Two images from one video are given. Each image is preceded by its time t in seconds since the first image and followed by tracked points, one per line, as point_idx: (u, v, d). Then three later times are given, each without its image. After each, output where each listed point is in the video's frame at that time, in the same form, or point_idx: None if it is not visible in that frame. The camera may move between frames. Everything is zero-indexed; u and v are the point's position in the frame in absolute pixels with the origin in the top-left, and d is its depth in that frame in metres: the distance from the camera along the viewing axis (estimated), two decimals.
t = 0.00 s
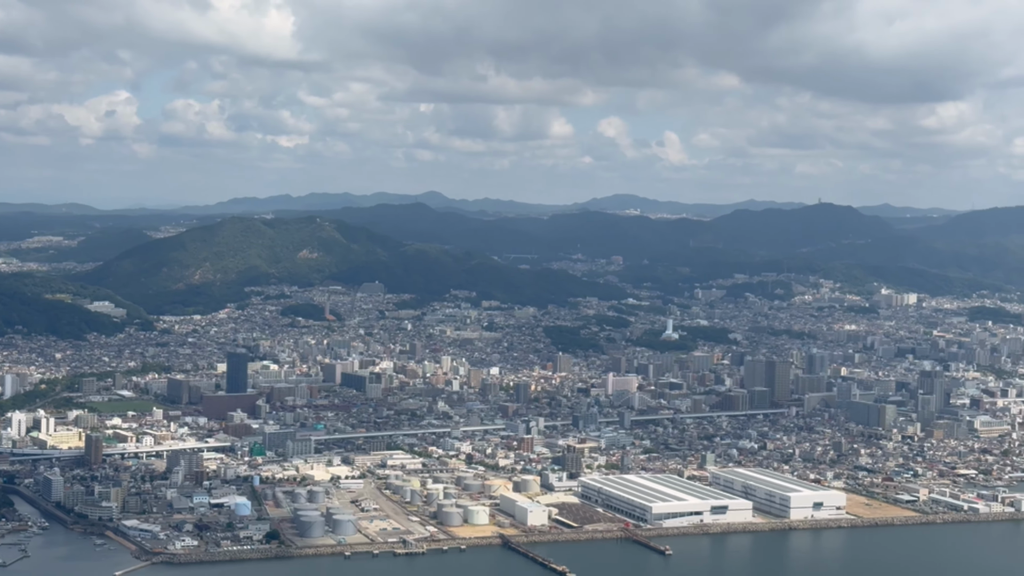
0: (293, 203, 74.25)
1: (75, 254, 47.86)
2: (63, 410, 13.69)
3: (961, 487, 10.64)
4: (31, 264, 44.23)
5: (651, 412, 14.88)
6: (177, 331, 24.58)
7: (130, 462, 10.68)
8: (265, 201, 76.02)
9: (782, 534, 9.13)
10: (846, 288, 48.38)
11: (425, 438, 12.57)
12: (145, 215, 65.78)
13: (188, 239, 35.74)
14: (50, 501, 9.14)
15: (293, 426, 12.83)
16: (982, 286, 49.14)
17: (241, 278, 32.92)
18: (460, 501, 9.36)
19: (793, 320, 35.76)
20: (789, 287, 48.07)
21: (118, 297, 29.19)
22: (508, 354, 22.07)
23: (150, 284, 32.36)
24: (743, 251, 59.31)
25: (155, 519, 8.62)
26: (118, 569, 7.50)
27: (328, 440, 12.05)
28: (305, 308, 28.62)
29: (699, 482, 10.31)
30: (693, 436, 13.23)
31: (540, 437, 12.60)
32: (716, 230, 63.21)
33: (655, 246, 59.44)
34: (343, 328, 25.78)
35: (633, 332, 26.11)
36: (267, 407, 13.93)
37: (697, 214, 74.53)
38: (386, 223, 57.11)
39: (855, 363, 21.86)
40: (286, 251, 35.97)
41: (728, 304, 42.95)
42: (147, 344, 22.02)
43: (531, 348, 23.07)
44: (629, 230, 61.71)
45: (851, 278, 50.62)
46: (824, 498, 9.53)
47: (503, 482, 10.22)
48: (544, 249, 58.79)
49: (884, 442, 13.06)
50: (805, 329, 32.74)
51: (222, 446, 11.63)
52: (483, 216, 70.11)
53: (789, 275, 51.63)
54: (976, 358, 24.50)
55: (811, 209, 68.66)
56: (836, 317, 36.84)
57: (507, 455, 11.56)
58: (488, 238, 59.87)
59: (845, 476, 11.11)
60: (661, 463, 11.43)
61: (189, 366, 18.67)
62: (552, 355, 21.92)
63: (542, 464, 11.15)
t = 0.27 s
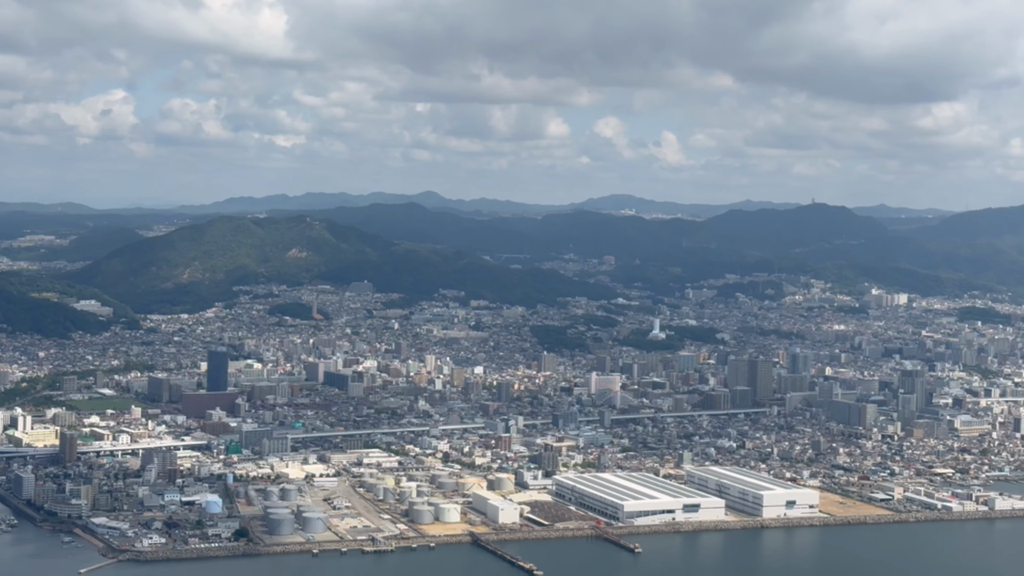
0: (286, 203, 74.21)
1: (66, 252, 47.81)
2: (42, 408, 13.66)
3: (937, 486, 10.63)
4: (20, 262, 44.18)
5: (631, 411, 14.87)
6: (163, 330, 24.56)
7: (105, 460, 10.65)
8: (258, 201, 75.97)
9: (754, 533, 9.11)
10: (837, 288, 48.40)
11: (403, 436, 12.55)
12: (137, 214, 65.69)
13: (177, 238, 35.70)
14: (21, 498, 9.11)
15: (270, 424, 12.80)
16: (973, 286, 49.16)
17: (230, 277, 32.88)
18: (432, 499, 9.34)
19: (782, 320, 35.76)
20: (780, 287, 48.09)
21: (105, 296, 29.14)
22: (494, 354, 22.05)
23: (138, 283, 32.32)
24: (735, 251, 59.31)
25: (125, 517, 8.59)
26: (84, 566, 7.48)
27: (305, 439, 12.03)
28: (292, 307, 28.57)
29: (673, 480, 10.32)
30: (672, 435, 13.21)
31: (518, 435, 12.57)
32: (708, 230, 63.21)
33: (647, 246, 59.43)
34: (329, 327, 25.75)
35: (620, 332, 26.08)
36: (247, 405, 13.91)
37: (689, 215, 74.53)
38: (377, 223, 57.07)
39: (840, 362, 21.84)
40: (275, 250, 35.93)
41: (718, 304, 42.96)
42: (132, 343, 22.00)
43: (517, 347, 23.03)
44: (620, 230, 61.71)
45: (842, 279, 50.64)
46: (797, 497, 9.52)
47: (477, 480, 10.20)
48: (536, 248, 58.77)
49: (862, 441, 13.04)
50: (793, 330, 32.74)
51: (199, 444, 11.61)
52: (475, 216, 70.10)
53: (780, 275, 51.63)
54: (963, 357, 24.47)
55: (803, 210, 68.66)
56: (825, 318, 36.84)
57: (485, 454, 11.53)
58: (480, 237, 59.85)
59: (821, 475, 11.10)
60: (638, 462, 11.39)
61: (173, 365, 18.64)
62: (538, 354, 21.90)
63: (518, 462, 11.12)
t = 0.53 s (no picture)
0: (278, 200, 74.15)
1: (56, 249, 47.76)
2: (21, 405, 13.64)
3: (912, 484, 10.63)
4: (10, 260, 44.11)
5: (612, 409, 14.87)
6: (150, 328, 24.54)
7: (81, 457, 10.64)
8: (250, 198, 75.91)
9: (725, 530, 9.11)
10: (828, 287, 48.42)
11: (381, 433, 12.54)
12: (129, 211, 65.59)
13: (166, 236, 35.66)
14: None
15: (249, 421, 12.79)
16: (964, 285, 49.19)
17: (219, 275, 32.85)
18: (405, 496, 9.33)
19: (771, 319, 35.75)
20: (771, 286, 48.11)
21: (93, 293, 29.11)
22: (480, 352, 22.03)
23: (126, 280, 32.28)
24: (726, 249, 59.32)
25: (95, 513, 8.58)
26: (50, 562, 7.48)
27: (283, 436, 12.01)
28: (280, 304, 28.56)
29: (648, 478, 10.33)
30: (651, 432, 13.21)
31: (497, 433, 12.57)
32: (700, 229, 63.21)
33: (639, 245, 59.45)
34: (316, 325, 25.73)
35: (608, 330, 26.08)
36: (227, 403, 13.89)
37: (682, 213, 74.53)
38: (369, 221, 57.04)
39: (825, 360, 21.88)
40: (265, 248, 35.90)
41: (709, 302, 42.97)
42: (117, 340, 21.97)
43: (503, 345, 23.03)
44: (612, 228, 61.71)
45: (833, 277, 50.66)
46: (770, 494, 9.53)
47: (452, 477, 10.19)
48: (528, 247, 58.76)
49: (841, 439, 13.05)
50: (782, 328, 32.74)
51: (175, 441, 11.59)
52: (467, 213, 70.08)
53: (771, 274, 51.65)
54: (949, 356, 24.52)
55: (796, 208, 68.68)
56: (814, 316, 36.86)
57: (462, 451, 11.53)
58: (472, 236, 59.84)
59: (797, 472, 11.12)
60: (615, 459, 11.40)
61: (157, 362, 18.62)
62: (523, 352, 21.89)
63: (495, 459, 11.12)
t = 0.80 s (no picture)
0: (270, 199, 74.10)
1: (47, 246, 47.71)
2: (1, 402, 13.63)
3: (887, 480, 10.65)
4: None
5: (592, 406, 14.89)
6: (136, 325, 24.53)
7: (57, 454, 10.64)
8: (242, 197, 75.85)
9: (696, 526, 9.13)
10: (818, 285, 48.45)
11: (359, 430, 12.54)
12: (120, 209, 65.53)
13: (156, 233, 35.64)
14: None
15: (228, 418, 12.79)
16: (955, 284, 49.23)
17: (208, 273, 32.85)
18: (378, 492, 9.35)
19: (760, 317, 35.79)
20: (762, 284, 48.13)
21: (81, 291, 29.10)
22: (465, 349, 22.04)
23: (114, 278, 32.27)
24: (717, 247, 59.35)
25: (65, 510, 8.58)
26: (17, 559, 7.49)
27: (260, 433, 12.01)
28: (267, 302, 28.56)
29: (622, 475, 10.34)
30: (630, 429, 13.23)
31: (475, 430, 12.58)
32: (692, 227, 63.24)
33: (631, 243, 59.47)
34: (303, 323, 25.73)
35: (594, 327, 26.09)
36: (206, 400, 13.90)
37: (674, 211, 74.54)
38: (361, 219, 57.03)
39: (810, 358, 21.92)
40: (254, 246, 35.90)
41: (698, 300, 42.99)
42: (103, 338, 21.96)
43: (489, 342, 23.05)
44: (604, 226, 61.73)
45: (823, 275, 50.70)
46: (742, 491, 9.55)
47: (426, 474, 10.20)
48: (520, 245, 58.75)
49: (820, 436, 13.07)
50: (770, 325, 32.79)
51: (152, 437, 11.59)
52: (459, 212, 70.09)
53: (762, 272, 51.70)
54: (935, 354, 24.56)
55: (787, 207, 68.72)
56: (803, 314, 36.90)
57: (439, 448, 11.54)
58: (463, 234, 59.84)
59: (773, 469, 11.14)
60: (591, 456, 11.41)
61: (140, 359, 18.63)
62: (508, 350, 21.90)
63: (471, 457, 11.11)
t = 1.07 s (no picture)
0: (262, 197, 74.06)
1: (37, 244, 47.63)
2: None
3: (862, 477, 10.64)
4: None
5: (574, 403, 14.89)
6: (122, 323, 24.51)
7: (31, 450, 10.61)
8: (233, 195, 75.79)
9: (668, 523, 9.12)
10: (809, 283, 48.50)
11: (337, 428, 12.53)
12: (111, 208, 65.42)
13: (144, 232, 35.61)
14: None
15: (206, 415, 12.77)
16: (945, 282, 49.28)
17: (196, 271, 32.82)
18: (350, 489, 9.33)
19: (749, 315, 35.81)
20: (752, 282, 48.15)
21: (68, 290, 29.06)
22: (450, 347, 22.05)
23: (102, 276, 32.23)
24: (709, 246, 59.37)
25: (35, 506, 8.55)
26: None
27: (238, 430, 12.00)
28: (254, 300, 28.52)
29: (597, 471, 10.34)
30: (610, 426, 13.23)
31: (453, 427, 12.57)
32: (683, 225, 63.24)
33: (623, 242, 59.45)
34: (290, 321, 25.73)
35: (581, 326, 26.10)
36: (186, 397, 13.88)
37: (666, 210, 74.57)
38: (352, 218, 56.99)
39: (795, 356, 21.92)
40: (242, 244, 35.87)
41: (689, 298, 43.00)
42: (87, 335, 21.95)
43: (475, 341, 23.05)
44: (596, 224, 61.73)
45: (814, 274, 50.75)
46: (715, 487, 9.54)
47: (400, 471, 10.19)
48: (511, 244, 58.74)
49: (799, 434, 13.07)
50: (759, 324, 32.80)
51: (129, 434, 11.57)
52: (450, 210, 70.07)
53: (752, 270, 51.72)
54: (921, 352, 24.59)
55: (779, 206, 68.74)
56: (792, 312, 36.93)
57: (415, 445, 11.52)
58: (455, 232, 59.82)
59: (749, 466, 11.13)
60: (568, 453, 11.39)
61: (123, 357, 18.61)
62: (493, 348, 21.91)
63: (447, 454, 11.11)
